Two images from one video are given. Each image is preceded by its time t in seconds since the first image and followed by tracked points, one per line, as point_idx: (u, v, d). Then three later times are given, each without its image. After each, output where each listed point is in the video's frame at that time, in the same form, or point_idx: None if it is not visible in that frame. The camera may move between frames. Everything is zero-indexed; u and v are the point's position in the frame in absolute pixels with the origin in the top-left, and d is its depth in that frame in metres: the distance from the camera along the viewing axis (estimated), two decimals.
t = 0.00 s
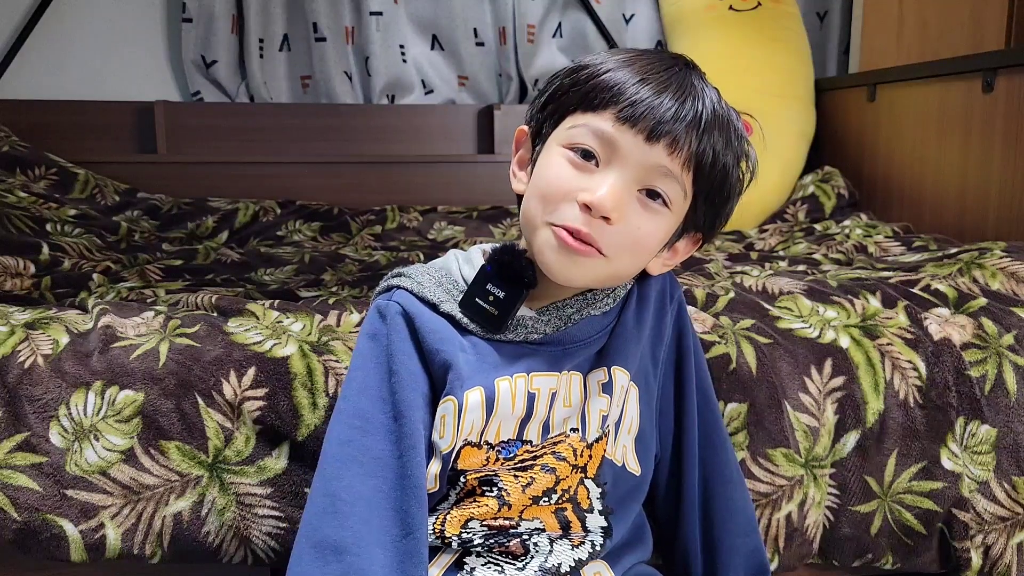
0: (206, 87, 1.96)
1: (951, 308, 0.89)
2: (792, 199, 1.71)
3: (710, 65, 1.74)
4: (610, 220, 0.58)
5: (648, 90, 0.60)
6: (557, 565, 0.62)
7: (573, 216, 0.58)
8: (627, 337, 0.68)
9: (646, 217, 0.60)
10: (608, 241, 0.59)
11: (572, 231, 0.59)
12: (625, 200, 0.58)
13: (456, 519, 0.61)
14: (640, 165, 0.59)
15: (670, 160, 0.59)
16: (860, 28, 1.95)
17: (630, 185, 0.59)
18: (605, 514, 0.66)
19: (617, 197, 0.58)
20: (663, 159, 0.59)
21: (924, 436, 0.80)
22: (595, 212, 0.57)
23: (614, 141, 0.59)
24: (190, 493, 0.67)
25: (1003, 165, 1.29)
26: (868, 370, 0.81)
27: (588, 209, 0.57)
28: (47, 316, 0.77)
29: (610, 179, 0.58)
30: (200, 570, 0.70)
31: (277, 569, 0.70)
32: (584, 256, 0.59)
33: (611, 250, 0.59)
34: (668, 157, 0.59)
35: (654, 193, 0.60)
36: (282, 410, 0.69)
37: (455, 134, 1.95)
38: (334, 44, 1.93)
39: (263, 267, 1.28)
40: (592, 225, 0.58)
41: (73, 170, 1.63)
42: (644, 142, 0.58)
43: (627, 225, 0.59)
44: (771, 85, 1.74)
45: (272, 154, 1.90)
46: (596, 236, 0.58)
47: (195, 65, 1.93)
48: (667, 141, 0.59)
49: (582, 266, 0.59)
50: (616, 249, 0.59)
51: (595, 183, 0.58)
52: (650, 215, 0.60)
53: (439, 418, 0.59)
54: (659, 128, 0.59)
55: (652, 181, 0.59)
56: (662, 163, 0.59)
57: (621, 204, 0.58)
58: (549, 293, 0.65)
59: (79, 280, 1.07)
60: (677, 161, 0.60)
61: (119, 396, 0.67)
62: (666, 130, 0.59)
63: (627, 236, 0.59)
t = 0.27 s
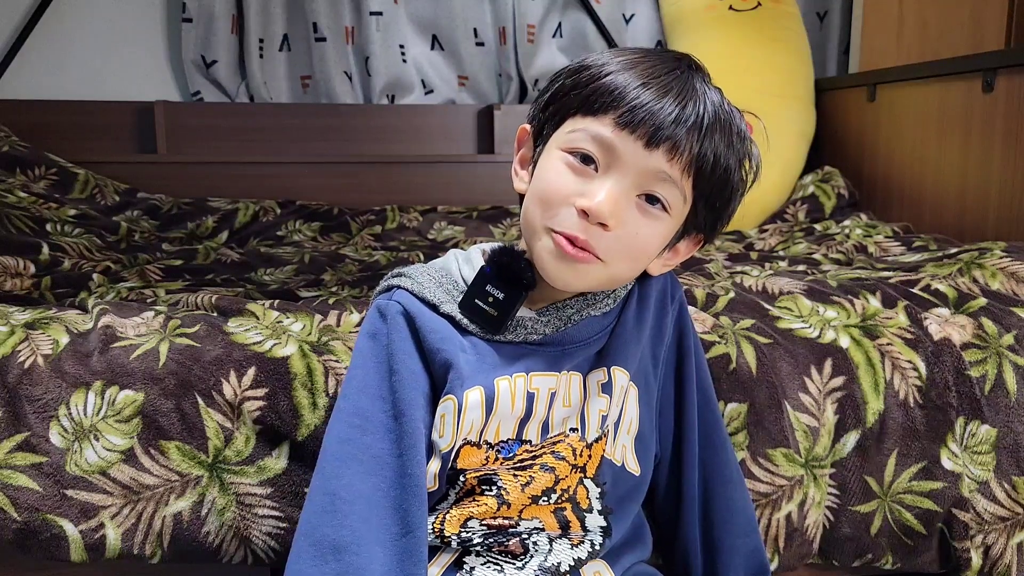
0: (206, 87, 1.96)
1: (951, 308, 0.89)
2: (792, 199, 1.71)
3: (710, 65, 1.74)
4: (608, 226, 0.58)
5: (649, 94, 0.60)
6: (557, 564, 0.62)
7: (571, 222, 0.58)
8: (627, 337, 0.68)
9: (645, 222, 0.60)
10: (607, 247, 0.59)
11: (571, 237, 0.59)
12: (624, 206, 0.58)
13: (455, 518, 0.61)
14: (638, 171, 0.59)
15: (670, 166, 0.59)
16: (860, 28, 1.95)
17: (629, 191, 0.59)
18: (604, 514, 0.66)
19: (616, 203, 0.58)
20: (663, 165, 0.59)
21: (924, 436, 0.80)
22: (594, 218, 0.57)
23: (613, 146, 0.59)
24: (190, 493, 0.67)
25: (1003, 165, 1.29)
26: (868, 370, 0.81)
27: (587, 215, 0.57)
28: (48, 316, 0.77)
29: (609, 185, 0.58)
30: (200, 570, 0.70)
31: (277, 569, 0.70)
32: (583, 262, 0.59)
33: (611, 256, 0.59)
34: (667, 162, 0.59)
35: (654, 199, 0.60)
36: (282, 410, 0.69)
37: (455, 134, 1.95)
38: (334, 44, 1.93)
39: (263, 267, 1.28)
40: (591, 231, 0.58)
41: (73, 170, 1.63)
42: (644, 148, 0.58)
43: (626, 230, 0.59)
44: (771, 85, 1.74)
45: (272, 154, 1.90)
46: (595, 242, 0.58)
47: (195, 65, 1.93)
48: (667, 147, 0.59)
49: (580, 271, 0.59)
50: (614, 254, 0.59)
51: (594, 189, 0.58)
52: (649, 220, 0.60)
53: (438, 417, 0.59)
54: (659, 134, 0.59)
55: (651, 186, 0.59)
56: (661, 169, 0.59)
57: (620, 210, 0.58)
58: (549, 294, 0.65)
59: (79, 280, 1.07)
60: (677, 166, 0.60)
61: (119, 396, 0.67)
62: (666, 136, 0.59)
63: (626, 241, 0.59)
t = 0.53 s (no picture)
0: (206, 87, 1.96)
1: (951, 308, 0.89)
2: (792, 199, 1.71)
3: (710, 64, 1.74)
4: (615, 225, 0.58)
5: (654, 94, 0.60)
6: (558, 564, 0.62)
7: (577, 221, 0.58)
8: (628, 338, 0.68)
9: (650, 222, 0.60)
10: (612, 246, 0.59)
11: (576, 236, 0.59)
12: (629, 205, 0.58)
13: (456, 518, 0.61)
14: (644, 170, 0.59)
15: (675, 166, 0.60)
16: (860, 28, 1.95)
17: (635, 191, 0.59)
18: (604, 514, 0.66)
19: (622, 202, 0.58)
20: (668, 164, 0.59)
21: (924, 436, 0.80)
22: (600, 217, 0.57)
23: (619, 146, 0.59)
24: (190, 493, 0.67)
25: (1003, 165, 1.29)
26: (868, 370, 0.81)
27: (593, 214, 0.57)
28: (47, 316, 0.77)
29: (614, 184, 0.58)
30: (199, 570, 0.70)
31: (276, 569, 0.70)
32: (588, 262, 0.59)
33: (616, 255, 0.59)
34: (672, 162, 0.59)
35: (658, 199, 0.60)
36: (282, 410, 0.69)
37: (455, 134, 1.95)
38: (334, 44, 1.93)
39: (263, 267, 1.28)
40: (597, 231, 0.58)
41: (73, 170, 1.63)
42: (649, 148, 0.59)
43: (632, 230, 0.59)
44: (771, 85, 1.74)
45: (272, 154, 1.90)
46: (601, 241, 0.58)
47: (195, 65, 1.93)
48: (672, 147, 0.59)
49: (585, 271, 0.59)
50: (620, 254, 0.59)
51: (600, 188, 0.58)
52: (654, 220, 0.60)
53: (441, 419, 0.59)
54: (665, 134, 0.59)
55: (656, 186, 0.59)
56: (666, 169, 0.59)
57: (626, 210, 0.58)
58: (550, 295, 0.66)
59: (79, 280, 1.07)
60: (682, 166, 0.60)
61: (120, 396, 0.67)
62: (672, 135, 0.59)
63: (631, 241, 0.59)
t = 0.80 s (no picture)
0: (206, 87, 1.96)
1: (951, 308, 0.89)
2: (792, 199, 1.71)
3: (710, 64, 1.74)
4: (618, 230, 0.58)
5: (659, 98, 0.60)
6: (556, 563, 0.62)
7: (582, 224, 0.58)
8: (629, 340, 0.68)
9: (654, 226, 0.60)
10: (616, 251, 0.59)
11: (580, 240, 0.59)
12: (632, 210, 0.58)
13: (454, 518, 0.61)
14: (647, 175, 0.59)
15: (679, 170, 0.60)
16: (860, 28, 1.95)
17: (638, 194, 0.59)
18: (602, 515, 0.67)
19: (626, 206, 0.58)
20: (672, 169, 0.59)
21: (924, 436, 0.80)
22: (604, 221, 0.57)
23: (623, 149, 0.58)
24: (190, 493, 0.67)
25: (1003, 165, 1.29)
26: (868, 370, 0.81)
27: (596, 218, 0.57)
28: (47, 316, 0.77)
29: (617, 188, 0.58)
30: (199, 570, 0.70)
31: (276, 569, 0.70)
32: (592, 265, 0.59)
33: (619, 259, 0.59)
34: (676, 167, 0.59)
35: (661, 203, 0.60)
36: (282, 410, 0.69)
37: (455, 134, 1.95)
38: (334, 44, 1.93)
39: (263, 267, 1.28)
40: (600, 235, 0.58)
41: (73, 170, 1.62)
42: (653, 152, 0.58)
43: (635, 234, 0.59)
44: (771, 85, 1.74)
45: (272, 154, 1.90)
46: (605, 245, 0.58)
47: (195, 65, 1.93)
48: (676, 151, 0.59)
49: (588, 275, 0.59)
50: (623, 258, 0.59)
51: (603, 192, 0.58)
52: (657, 224, 0.60)
53: (441, 421, 0.59)
54: (669, 138, 0.59)
55: (660, 190, 0.59)
56: (670, 173, 0.59)
57: (630, 214, 0.58)
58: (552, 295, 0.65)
59: (79, 280, 1.07)
60: (685, 171, 0.60)
61: (120, 396, 0.67)
62: (676, 140, 0.59)
63: (634, 245, 0.59)
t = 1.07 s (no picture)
0: (206, 87, 1.96)
1: (951, 308, 0.89)
2: (792, 199, 1.71)
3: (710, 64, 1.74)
4: (618, 223, 0.58)
5: (661, 94, 0.60)
6: (551, 563, 0.62)
7: (582, 218, 0.58)
8: (628, 339, 0.68)
9: (654, 221, 0.60)
10: (616, 245, 0.59)
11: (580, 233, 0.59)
12: (633, 204, 0.58)
13: (451, 516, 0.61)
14: (648, 169, 0.59)
15: (679, 166, 0.60)
16: (860, 28, 1.95)
17: (639, 189, 0.59)
18: (600, 514, 0.66)
19: (626, 200, 0.58)
20: (673, 165, 0.59)
21: (924, 436, 0.80)
22: (604, 214, 0.57)
23: (624, 144, 0.58)
24: (190, 493, 0.67)
25: (1003, 165, 1.29)
26: (868, 370, 0.81)
27: (597, 211, 0.57)
28: (47, 316, 0.77)
29: (619, 182, 0.58)
30: (200, 570, 0.70)
31: (277, 569, 0.70)
32: (591, 259, 0.59)
33: (619, 253, 0.59)
34: (677, 163, 0.59)
35: (662, 198, 0.60)
36: (282, 410, 0.69)
37: (455, 134, 1.95)
38: (334, 44, 1.93)
39: (263, 267, 1.28)
40: (600, 228, 0.58)
41: (73, 170, 1.62)
42: (655, 147, 0.59)
43: (635, 229, 0.59)
44: (771, 85, 1.74)
45: (272, 154, 1.90)
46: (605, 239, 0.58)
47: (195, 65, 1.93)
48: (677, 147, 0.59)
49: (588, 269, 0.59)
50: (623, 253, 0.59)
51: (604, 186, 0.58)
52: (658, 219, 0.60)
53: (432, 413, 0.59)
54: (670, 134, 0.59)
55: (661, 185, 0.59)
56: (671, 169, 0.59)
57: (630, 208, 0.58)
58: (548, 290, 0.65)
59: (79, 280, 1.07)
60: (686, 167, 0.60)
61: (119, 396, 0.67)
62: (677, 136, 0.59)
63: (634, 240, 0.59)
